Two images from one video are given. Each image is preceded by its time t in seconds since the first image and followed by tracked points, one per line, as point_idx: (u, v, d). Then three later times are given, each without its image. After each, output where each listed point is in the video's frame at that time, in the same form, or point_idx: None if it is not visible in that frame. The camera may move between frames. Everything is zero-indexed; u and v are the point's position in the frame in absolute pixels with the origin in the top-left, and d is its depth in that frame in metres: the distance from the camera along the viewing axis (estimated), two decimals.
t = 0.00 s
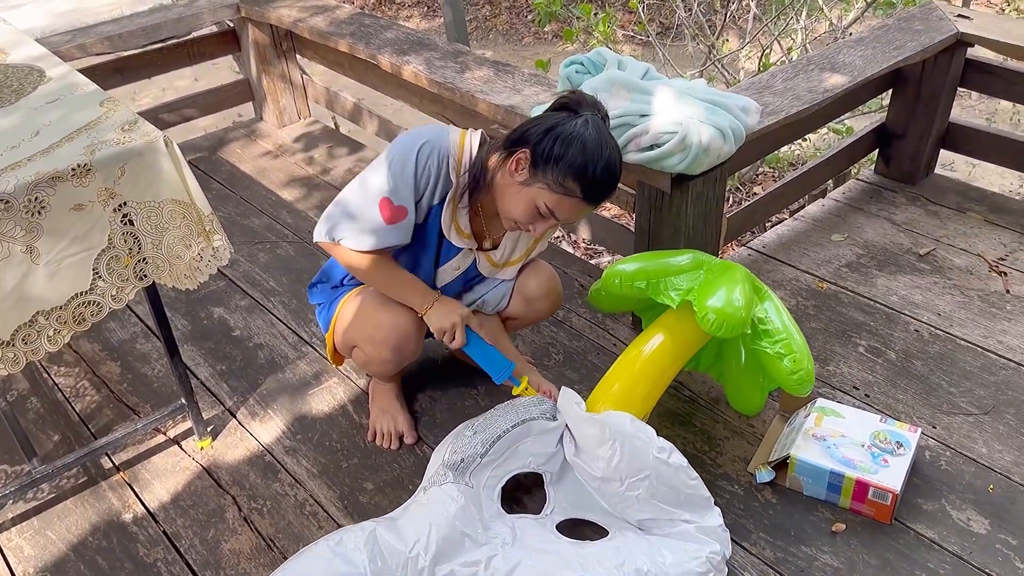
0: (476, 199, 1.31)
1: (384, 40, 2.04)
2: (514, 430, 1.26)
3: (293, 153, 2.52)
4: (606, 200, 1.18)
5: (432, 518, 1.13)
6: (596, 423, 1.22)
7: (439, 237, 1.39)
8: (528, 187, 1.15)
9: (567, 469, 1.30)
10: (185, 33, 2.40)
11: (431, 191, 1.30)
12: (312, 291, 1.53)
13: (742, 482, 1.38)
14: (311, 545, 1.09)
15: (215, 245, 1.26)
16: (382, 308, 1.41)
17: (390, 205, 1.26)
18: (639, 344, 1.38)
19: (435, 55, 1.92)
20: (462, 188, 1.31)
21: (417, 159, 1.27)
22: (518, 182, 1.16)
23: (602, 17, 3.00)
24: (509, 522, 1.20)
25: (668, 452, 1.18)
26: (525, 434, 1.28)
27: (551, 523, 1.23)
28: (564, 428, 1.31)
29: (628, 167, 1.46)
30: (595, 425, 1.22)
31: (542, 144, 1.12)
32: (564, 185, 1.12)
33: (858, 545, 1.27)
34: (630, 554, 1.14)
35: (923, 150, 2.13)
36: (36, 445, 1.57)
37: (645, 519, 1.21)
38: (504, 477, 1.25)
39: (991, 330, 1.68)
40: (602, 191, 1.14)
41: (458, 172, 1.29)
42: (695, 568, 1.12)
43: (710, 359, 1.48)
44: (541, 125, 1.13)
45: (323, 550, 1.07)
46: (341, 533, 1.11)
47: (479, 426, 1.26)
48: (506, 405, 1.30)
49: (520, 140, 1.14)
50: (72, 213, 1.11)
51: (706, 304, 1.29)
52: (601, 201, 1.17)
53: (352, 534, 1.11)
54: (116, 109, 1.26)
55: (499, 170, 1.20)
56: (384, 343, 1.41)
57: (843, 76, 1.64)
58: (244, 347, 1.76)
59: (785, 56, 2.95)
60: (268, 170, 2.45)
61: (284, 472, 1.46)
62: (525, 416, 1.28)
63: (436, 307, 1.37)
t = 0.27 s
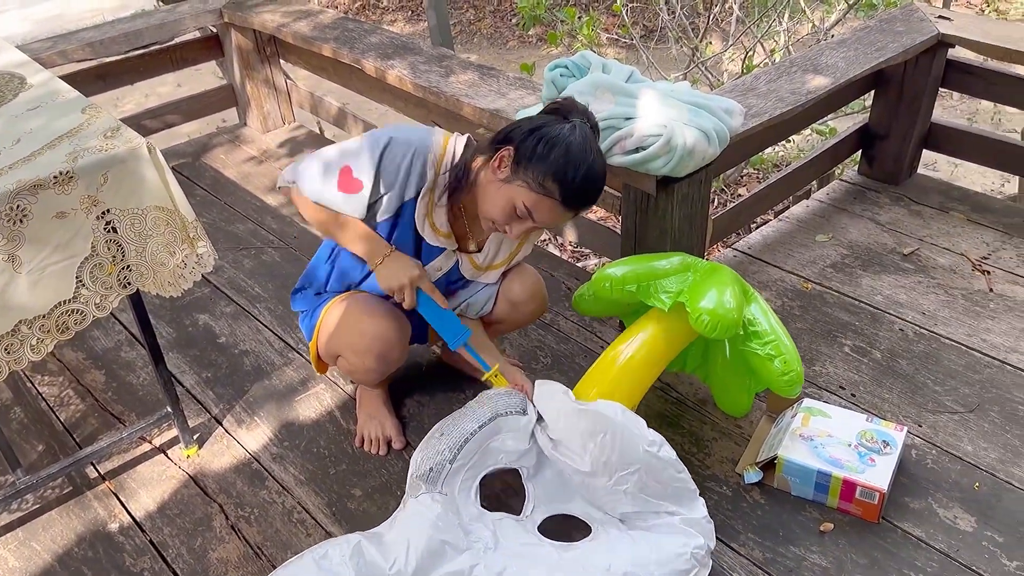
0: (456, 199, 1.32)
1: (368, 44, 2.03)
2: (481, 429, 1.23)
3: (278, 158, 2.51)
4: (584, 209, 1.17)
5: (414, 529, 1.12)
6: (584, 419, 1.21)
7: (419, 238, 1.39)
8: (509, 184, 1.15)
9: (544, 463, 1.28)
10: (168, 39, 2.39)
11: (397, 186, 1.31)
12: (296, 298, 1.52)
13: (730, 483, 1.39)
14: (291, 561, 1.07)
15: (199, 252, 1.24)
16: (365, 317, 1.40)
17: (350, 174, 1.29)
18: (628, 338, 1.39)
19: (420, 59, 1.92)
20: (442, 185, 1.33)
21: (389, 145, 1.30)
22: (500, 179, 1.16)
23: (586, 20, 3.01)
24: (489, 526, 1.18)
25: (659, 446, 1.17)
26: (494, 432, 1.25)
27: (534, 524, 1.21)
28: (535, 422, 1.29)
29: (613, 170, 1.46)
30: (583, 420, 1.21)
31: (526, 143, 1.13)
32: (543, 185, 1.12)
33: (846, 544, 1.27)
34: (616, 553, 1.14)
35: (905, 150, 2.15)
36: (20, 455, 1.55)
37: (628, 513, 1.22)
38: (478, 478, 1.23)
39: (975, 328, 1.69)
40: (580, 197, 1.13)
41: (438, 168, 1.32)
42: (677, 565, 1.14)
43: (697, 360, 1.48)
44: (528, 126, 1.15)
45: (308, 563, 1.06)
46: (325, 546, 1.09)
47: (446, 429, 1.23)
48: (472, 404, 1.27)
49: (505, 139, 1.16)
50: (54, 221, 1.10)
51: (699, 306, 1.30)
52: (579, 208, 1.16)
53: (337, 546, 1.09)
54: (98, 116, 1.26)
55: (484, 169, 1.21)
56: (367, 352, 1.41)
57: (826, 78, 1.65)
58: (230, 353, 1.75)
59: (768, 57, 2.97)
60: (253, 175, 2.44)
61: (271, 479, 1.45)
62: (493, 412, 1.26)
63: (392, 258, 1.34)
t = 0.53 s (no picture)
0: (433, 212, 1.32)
1: (349, 58, 2.03)
2: (468, 452, 1.23)
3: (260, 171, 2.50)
4: (554, 225, 1.15)
5: (398, 549, 1.09)
6: (564, 443, 1.22)
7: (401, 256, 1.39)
8: (480, 192, 1.16)
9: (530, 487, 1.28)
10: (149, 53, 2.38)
11: (373, 199, 1.33)
12: (277, 315, 1.52)
13: (711, 496, 1.39)
14: None
15: (178, 271, 1.23)
16: (345, 334, 1.40)
17: (326, 181, 1.31)
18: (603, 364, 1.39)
19: (401, 73, 1.92)
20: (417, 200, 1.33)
21: (369, 155, 1.33)
22: (473, 187, 1.18)
23: (568, 30, 3.02)
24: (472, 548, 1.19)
25: (638, 472, 1.17)
26: (482, 456, 1.25)
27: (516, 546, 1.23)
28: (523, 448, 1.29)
29: (593, 185, 1.47)
30: (565, 445, 1.22)
31: (499, 152, 1.15)
32: (513, 194, 1.12)
33: (826, 556, 1.28)
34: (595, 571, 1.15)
35: (884, 160, 2.17)
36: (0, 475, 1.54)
37: (610, 538, 1.22)
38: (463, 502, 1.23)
39: (953, 338, 1.71)
40: (547, 207, 1.12)
41: (415, 179, 1.33)
42: None
43: (678, 374, 1.48)
44: (507, 139, 1.16)
45: None
46: (305, 568, 1.07)
47: (433, 453, 1.23)
48: (457, 429, 1.27)
49: (484, 150, 1.18)
50: (31, 243, 1.09)
51: (675, 326, 1.30)
52: (547, 223, 1.14)
53: (317, 567, 1.06)
54: (76, 136, 1.25)
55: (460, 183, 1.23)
56: (347, 367, 1.41)
57: (803, 91, 1.67)
58: (212, 370, 1.74)
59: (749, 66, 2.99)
60: (235, 189, 2.43)
61: (253, 498, 1.45)
62: (481, 436, 1.25)
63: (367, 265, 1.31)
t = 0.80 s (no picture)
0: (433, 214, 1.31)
1: (342, 66, 2.04)
2: (486, 451, 1.26)
3: (254, 178, 2.50)
4: (548, 227, 1.15)
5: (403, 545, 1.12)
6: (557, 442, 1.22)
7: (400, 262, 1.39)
8: (475, 193, 1.17)
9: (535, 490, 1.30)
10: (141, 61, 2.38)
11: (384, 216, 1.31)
12: (273, 321, 1.52)
13: (707, 500, 1.40)
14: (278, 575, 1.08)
15: (172, 278, 1.24)
16: (346, 338, 1.40)
17: (354, 222, 1.25)
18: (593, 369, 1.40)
19: (395, 80, 1.93)
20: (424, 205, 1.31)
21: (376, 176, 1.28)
22: (468, 189, 1.18)
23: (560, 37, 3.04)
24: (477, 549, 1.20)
25: (627, 467, 1.18)
26: (494, 457, 1.27)
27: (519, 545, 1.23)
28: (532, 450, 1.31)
29: (587, 190, 1.47)
30: (556, 445, 1.23)
31: (494, 153, 1.15)
32: (507, 194, 1.12)
33: (822, 559, 1.28)
34: None
35: (875, 164, 2.18)
36: None
37: (608, 536, 1.22)
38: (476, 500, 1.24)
39: (945, 341, 1.72)
40: (543, 209, 1.12)
41: (417, 184, 1.30)
42: None
43: (673, 376, 1.49)
44: (503, 141, 1.17)
45: None
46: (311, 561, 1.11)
47: (448, 450, 1.25)
48: (474, 429, 1.30)
49: (480, 152, 1.18)
50: (25, 252, 1.09)
51: (661, 324, 1.30)
52: (543, 226, 1.14)
53: (322, 561, 1.10)
54: (70, 144, 1.25)
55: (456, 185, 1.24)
56: (348, 372, 1.41)
57: (794, 96, 1.68)
58: (206, 378, 1.74)
59: (740, 72, 3.01)
60: (228, 196, 2.43)
61: (248, 505, 1.44)
62: (496, 438, 1.28)
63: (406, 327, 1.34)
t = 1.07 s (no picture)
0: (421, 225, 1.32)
1: (334, 73, 2.04)
2: (470, 451, 1.26)
3: (246, 186, 2.50)
4: (536, 238, 1.16)
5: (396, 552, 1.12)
6: (563, 443, 1.21)
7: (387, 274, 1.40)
8: (462, 205, 1.17)
9: (530, 490, 1.30)
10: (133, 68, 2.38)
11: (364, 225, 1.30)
12: (264, 330, 1.51)
13: (699, 505, 1.40)
14: None
15: (164, 286, 1.23)
16: (338, 347, 1.40)
17: (321, 232, 1.26)
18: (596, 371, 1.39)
19: (386, 87, 1.93)
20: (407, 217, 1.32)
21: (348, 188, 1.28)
22: (454, 201, 1.19)
23: (552, 44, 3.05)
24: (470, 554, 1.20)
25: (637, 477, 1.16)
26: (483, 456, 1.27)
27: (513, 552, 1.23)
28: (524, 447, 1.31)
29: (578, 197, 1.48)
30: (564, 444, 1.21)
31: (482, 166, 1.15)
32: (493, 208, 1.13)
33: (813, 564, 1.29)
34: None
35: (865, 170, 2.19)
36: None
37: (607, 542, 1.21)
38: (467, 501, 1.24)
39: (935, 345, 1.73)
40: (528, 223, 1.12)
41: (401, 197, 1.31)
42: None
43: (668, 380, 1.50)
44: (490, 152, 1.16)
45: None
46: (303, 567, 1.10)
47: (434, 454, 1.25)
48: (458, 428, 1.29)
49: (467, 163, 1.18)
50: (15, 260, 1.09)
51: (671, 326, 1.29)
52: (529, 238, 1.15)
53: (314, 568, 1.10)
54: (61, 152, 1.25)
55: (444, 194, 1.24)
56: (341, 380, 1.41)
57: (784, 102, 1.69)
58: (197, 386, 1.74)
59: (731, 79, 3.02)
60: (220, 203, 2.43)
61: (240, 513, 1.44)
62: (484, 437, 1.28)
63: (379, 322, 1.33)
